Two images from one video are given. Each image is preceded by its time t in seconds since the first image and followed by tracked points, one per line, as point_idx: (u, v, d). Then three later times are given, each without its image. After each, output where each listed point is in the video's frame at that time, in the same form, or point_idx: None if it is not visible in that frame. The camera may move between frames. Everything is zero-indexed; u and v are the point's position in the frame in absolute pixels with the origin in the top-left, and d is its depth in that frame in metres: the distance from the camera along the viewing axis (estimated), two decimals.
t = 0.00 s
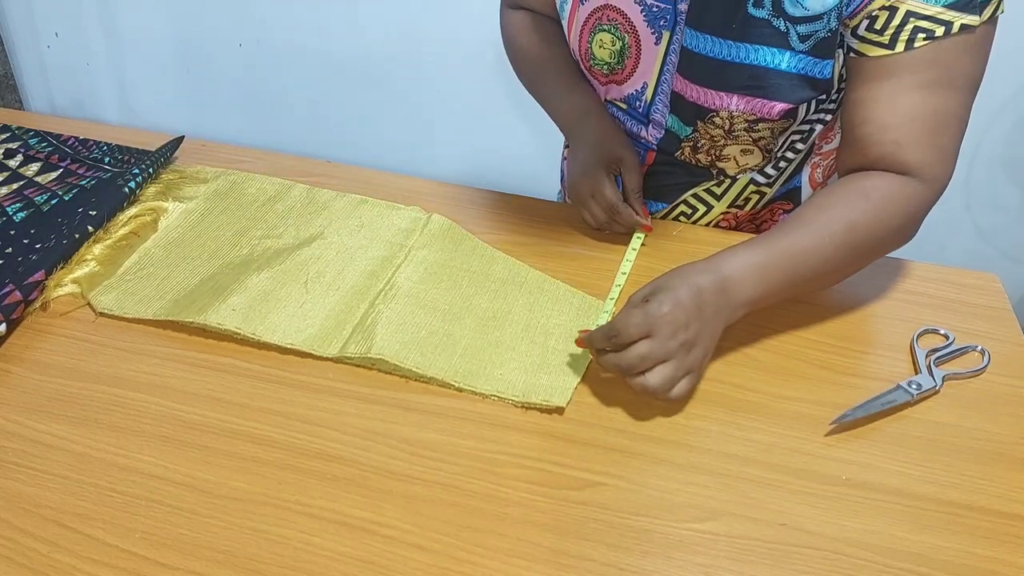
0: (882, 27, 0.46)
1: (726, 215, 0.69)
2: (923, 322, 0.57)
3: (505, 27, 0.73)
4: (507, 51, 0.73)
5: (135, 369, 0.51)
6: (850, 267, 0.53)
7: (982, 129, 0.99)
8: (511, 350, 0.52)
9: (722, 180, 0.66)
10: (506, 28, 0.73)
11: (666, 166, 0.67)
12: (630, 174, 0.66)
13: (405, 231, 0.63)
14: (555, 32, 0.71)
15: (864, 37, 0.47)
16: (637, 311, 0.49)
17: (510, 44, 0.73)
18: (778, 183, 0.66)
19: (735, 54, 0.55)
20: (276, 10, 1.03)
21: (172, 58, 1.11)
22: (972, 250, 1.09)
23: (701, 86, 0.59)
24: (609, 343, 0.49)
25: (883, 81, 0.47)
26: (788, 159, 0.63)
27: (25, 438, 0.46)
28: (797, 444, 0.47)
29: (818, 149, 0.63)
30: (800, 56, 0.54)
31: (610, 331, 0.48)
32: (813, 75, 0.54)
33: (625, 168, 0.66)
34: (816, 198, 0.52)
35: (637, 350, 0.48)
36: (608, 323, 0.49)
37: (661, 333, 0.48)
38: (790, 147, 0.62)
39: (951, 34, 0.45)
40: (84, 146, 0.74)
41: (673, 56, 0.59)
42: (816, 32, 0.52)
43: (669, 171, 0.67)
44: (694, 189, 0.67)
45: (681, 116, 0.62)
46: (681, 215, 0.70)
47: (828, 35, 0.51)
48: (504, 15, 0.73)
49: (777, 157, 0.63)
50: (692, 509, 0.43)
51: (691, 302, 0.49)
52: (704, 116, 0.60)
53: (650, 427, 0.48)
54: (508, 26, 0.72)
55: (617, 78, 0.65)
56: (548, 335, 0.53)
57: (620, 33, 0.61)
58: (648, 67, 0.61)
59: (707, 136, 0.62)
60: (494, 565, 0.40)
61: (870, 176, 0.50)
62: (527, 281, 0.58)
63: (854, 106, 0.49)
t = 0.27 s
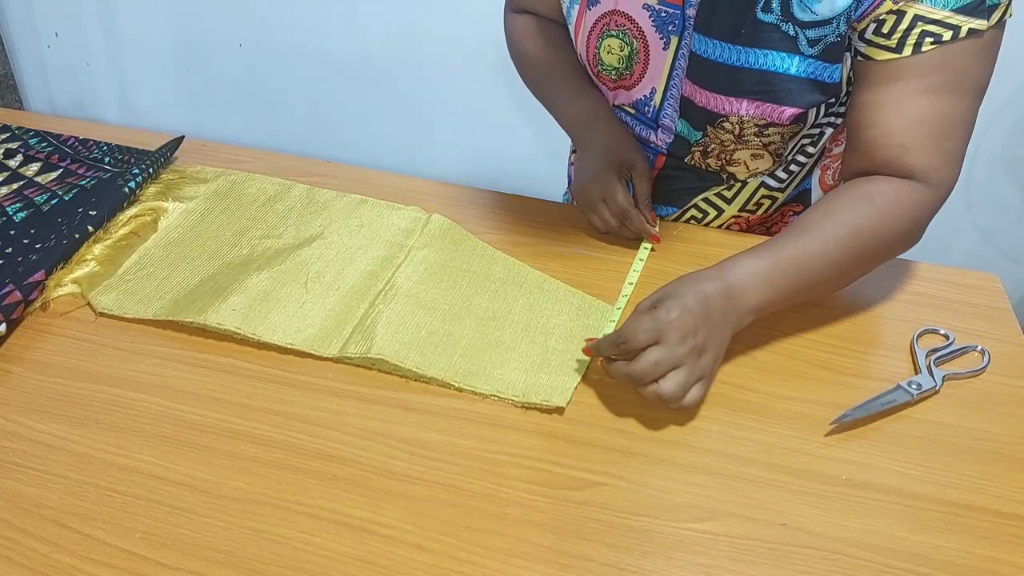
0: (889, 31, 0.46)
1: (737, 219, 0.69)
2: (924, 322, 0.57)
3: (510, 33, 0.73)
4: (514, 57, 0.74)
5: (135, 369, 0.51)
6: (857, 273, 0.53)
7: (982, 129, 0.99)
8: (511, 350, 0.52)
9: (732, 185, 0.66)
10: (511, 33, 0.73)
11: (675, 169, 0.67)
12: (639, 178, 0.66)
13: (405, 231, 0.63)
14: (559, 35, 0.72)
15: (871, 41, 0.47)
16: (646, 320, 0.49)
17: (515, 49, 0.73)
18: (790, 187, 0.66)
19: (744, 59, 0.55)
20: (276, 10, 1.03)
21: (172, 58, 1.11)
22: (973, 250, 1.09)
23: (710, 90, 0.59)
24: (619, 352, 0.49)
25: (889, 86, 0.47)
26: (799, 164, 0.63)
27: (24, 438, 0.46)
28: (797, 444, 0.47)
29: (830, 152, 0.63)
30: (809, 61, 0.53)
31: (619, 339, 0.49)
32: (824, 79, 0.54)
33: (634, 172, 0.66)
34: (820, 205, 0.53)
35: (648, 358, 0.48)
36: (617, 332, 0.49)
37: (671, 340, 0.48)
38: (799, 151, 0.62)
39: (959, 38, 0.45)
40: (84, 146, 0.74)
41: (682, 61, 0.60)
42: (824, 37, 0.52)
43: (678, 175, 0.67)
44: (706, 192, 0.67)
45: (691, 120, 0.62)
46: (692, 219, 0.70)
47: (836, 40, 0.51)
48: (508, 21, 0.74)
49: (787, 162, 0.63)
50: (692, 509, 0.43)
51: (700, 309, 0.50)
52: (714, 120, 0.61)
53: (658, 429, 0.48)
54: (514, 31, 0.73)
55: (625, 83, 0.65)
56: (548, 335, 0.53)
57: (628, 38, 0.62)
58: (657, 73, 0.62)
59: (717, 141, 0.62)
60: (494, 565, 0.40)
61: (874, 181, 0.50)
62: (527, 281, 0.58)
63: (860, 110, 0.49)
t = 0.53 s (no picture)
0: (893, 32, 0.46)
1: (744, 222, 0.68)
2: (924, 322, 0.57)
3: (514, 35, 0.73)
4: (517, 58, 0.74)
5: (135, 369, 0.51)
6: (864, 275, 0.53)
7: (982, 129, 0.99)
8: (511, 350, 0.52)
9: (739, 186, 0.66)
10: (514, 36, 0.73)
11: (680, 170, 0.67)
12: (643, 183, 0.67)
13: (405, 231, 0.63)
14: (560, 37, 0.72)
15: (875, 41, 0.47)
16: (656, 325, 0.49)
17: (519, 51, 0.73)
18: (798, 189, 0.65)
19: (748, 60, 0.55)
20: (276, 10, 1.03)
21: (172, 58, 1.11)
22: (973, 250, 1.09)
23: (716, 92, 0.59)
24: (629, 357, 0.49)
25: (894, 87, 0.47)
26: (806, 165, 0.62)
27: (24, 438, 0.46)
28: (797, 444, 0.47)
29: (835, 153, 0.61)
30: (814, 62, 0.53)
31: (630, 345, 0.48)
32: (829, 80, 0.54)
33: (639, 177, 0.67)
34: (826, 209, 0.53)
35: (660, 363, 0.48)
36: (627, 338, 0.49)
37: (682, 344, 0.48)
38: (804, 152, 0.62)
39: (964, 38, 0.45)
40: (84, 146, 0.74)
41: (686, 62, 0.60)
42: (829, 39, 0.52)
43: (683, 176, 0.67)
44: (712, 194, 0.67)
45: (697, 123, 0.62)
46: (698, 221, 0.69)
47: (842, 41, 0.51)
48: (510, 24, 0.74)
49: (794, 163, 0.63)
50: (692, 510, 0.43)
51: (709, 313, 0.49)
52: (720, 122, 0.61)
53: (672, 432, 0.48)
54: (518, 34, 0.73)
55: (629, 88, 0.66)
56: (548, 335, 0.53)
57: (631, 41, 0.62)
58: (660, 76, 0.62)
59: (723, 142, 0.62)
60: (494, 565, 0.40)
61: (878, 183, 0.50)
62: (527, 281, 0.58)
63: (864, 111, 0.49)
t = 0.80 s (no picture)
0: (889, 30, 0.46)
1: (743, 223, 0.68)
2: (923, 322, 0.57)
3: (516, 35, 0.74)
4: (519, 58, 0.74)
5: (135, 369, 0.51)
6: (856, 273, 0.53)
7: (982, 129, 0.99)
8: (511, 350, 0.52)
9: (739, 185, 0.66)
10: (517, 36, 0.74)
11: (679, 169, 0.67)
12: (644, 180, 0.66)
13: (405, 231, 0.63)
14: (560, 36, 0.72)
15: (872, 39, 0.47)
16: (648, 323, 0.49)
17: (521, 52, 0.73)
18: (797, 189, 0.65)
19: (746, 58, 0.55)
20: (276, 10, 1.03)
21: (172, 58, 1.11)
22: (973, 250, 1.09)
23: (714, 90, 0.59)
24: (622, 356, 0.49)
25: (890, 84, 0.47)
26: (805, 164, 0.62)
27: (24, 438, 0.46)
28: (797, 444, 0.47)
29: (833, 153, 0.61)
30: (812, 60, 0.53)
31: (625, 344, 0.48)
32: (827, 77, 0.54)
33: (640, 174, 0.66)
34: (816, 208, 0.53)
35: (654, 360, 0.48)
36: (619, 337, 0.49)
37: (675, 341, 0.48)
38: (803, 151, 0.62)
39: (959, 37, 0.45)
40: (84, 146, 0.74)
41: (685, 61, 0.60)
42: (827, 36, 0.52)
43: (683, 175, 0.67)
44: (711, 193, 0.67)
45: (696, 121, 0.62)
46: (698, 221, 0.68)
47: (839, 39, 0.51)
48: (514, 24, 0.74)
49: (793, 162, 0.63)
50: (692, 510, 0.43)
51: (701, 311, 0.50)
52: (718, 120, 0.61)
53: (666, 429, 0.48)
54: (520, 34, 0.73)
55: (629, 86, 0.66)
56: (548, 335, 0.53)
57: (631, 39, 0.62)
58: (660, 74, 0.62)
59: (722, 140, 0.62)
60: (494, 565, 0.40)
61: (870, 182, 0.51)
62: (527, 281, 0.58)
63: (859, 108, 0.49)
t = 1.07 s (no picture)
0: (885, 27, 0.46)
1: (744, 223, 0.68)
2: (923, 322, 0.57)
3: (515, 37, 0.74)
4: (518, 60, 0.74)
5: (135, 369, 0.51)
6: (854, 272, 0.53)
7: (981, 129, 0.99)
8: (511, 350, 0.52)
9: (738, 185, 0.66)
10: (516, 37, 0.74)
11: (678, 169, 0.67)
12: (645, 180, 0.66)
13: (405, 231, 0.63)
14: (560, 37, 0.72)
15: (868, 37, 0.47)
16: (647, 329, 0.49)
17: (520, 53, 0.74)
18: (796, 188, 0.65)
19: (743, 56, 0.55)
20: (276, 10, 1.03)
21: (172, 58, 1.11)
22: (973, 250, 1.09)
23: (710, 88, 0.59)
24: (623, 362, 0.49)
25: (886, 84, 0.47)
26: (804, 163, 0.62)
27: (24, 438, 0.46)
28: (797, 443, 0.47)
29: (831, 151, 0.62)
30: (808, 58, 0.53)
31: (626, 351, 0.49)
32: (824, 76, 0.54)
33: (640, 173, 0.66)
34: (813, 210, 0.53)
35: (655, 365, 0.48)
36: (619, 344, 0.49)
37: (675, 346, 0.49)
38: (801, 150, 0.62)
39: (954, 35, 0.45)
40: (84, 146, 0.74)
41: (683, 61, 0.60)
42: (823, 34, 0.52)
43: (682, 175, 0.67)
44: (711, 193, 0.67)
45: (694, 120, 0.62)
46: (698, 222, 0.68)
47: (835, 37, 0.51)
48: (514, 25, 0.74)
49: (792, 160, 0.63)
50: (692, 509, 0.43)
51: (699, 314, 0.50)
52: (716, 120, 0.61)
53: (672, 429, 0.48)
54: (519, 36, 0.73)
55: (628, 85, 0.66)
56: (548, 335, 0.53)
57: (630, 39, 0.62)
58: (659, 74, 0.62)
59: (720, 139, 0.62)
60: (494, 565, 0.40)
61: (865, 180, 0.51)
62: (527, 281, 0.58)
63: (856, 106, 0.49)
